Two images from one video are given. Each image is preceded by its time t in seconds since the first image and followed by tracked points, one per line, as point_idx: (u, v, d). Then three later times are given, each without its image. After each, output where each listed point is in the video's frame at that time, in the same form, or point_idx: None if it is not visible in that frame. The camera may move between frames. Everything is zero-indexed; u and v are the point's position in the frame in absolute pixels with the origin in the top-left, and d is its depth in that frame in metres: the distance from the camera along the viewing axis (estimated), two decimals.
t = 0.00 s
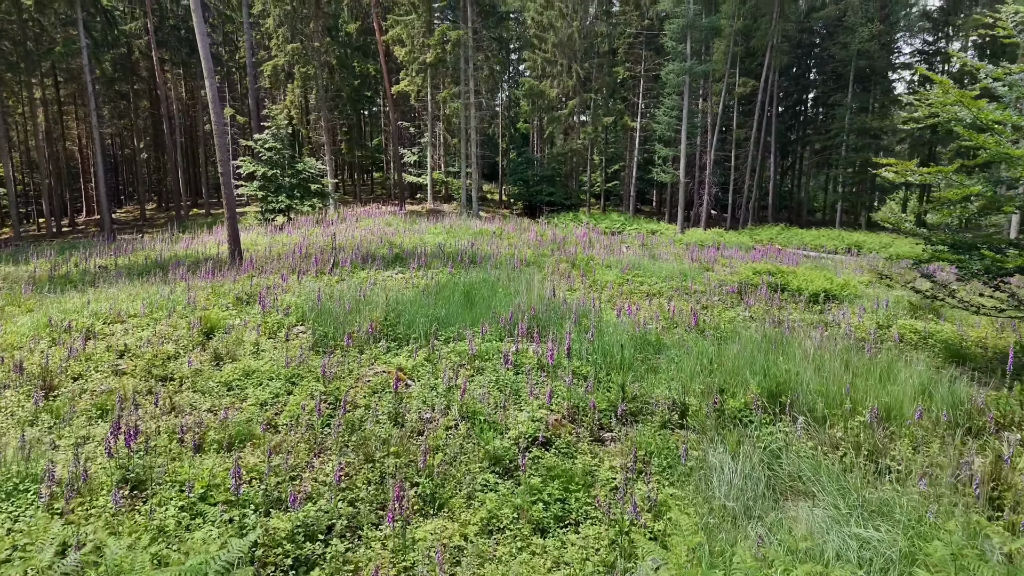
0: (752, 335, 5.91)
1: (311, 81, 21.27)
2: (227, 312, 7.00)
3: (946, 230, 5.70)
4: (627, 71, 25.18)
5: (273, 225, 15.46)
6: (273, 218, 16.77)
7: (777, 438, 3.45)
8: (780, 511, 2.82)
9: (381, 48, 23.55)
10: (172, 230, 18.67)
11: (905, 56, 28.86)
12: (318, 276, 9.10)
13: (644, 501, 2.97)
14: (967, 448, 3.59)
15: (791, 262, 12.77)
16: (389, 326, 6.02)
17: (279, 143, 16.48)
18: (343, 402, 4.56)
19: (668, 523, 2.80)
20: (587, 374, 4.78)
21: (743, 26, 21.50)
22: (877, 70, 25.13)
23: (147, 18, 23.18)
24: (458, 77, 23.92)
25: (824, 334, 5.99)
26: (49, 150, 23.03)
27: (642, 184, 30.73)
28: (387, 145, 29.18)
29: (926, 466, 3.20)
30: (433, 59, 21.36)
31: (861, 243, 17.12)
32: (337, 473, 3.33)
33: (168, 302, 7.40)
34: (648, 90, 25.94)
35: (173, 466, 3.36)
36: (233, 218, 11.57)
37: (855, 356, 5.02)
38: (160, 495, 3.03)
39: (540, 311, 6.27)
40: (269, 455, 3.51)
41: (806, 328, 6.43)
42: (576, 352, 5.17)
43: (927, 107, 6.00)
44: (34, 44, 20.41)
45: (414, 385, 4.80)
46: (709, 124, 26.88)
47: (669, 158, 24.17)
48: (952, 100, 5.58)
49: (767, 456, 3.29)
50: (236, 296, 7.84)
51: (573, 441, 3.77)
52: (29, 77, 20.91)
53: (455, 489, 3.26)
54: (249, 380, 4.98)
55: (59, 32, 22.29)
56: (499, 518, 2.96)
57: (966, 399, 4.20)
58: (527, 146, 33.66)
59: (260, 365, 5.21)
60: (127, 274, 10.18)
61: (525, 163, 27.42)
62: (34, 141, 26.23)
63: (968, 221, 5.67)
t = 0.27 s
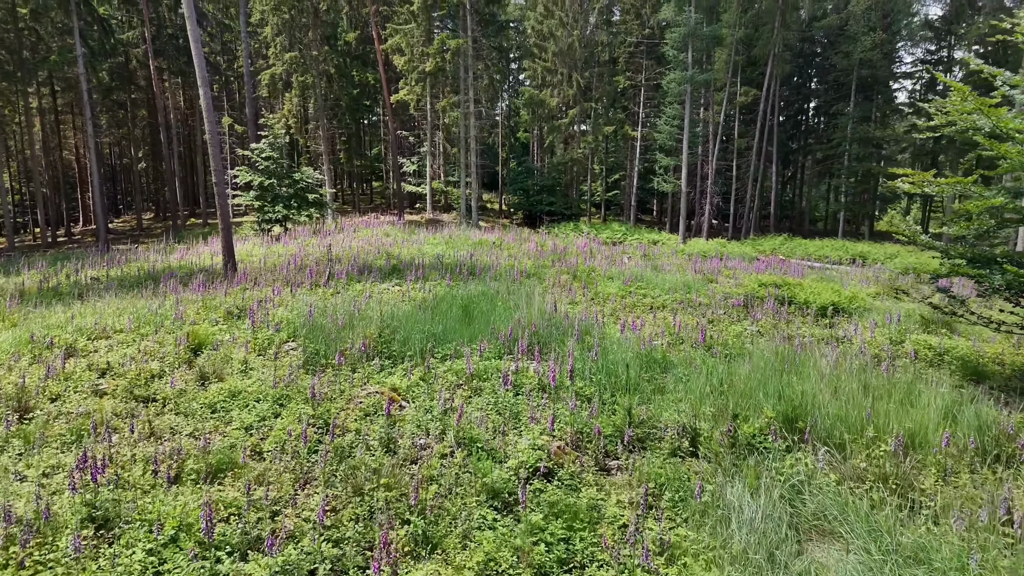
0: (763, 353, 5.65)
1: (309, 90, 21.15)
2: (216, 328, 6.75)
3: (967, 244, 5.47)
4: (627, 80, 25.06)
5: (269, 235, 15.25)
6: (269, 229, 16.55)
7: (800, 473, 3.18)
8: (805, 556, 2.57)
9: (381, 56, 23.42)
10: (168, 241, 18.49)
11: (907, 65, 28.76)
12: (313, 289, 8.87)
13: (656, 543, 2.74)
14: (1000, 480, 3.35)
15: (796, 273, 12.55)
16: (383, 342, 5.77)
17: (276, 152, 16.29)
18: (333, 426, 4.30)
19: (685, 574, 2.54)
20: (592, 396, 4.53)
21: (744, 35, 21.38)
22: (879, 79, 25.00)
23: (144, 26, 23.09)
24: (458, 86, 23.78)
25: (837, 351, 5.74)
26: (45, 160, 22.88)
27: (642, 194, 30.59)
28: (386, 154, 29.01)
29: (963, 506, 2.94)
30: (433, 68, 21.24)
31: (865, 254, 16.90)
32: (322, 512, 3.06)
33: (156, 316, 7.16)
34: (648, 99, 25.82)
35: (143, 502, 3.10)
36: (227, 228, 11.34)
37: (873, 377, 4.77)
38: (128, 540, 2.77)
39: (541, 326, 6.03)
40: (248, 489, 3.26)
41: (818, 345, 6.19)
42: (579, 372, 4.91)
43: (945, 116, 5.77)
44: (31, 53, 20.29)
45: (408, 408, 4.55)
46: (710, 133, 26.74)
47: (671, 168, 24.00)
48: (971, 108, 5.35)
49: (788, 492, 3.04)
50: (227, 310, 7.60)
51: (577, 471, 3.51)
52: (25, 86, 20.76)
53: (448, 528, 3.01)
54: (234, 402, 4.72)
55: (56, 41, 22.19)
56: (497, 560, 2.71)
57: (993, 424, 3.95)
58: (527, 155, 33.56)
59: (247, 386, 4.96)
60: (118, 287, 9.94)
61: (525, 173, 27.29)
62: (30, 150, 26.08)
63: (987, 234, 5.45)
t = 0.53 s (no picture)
0: (775, 372, 5.39)
1: (308, 99, 21.00)
2: (204, 344, 6.50)
3: (988, 257, 5.24)
4: (628, 89, 24.93)
5: (265, 246, 15.02)
6: (266, 239, 16.33)
7: (825, 512, 2.91)
8: None
9: (380, 65, 23.28)
10: (164, 251, 18.27)
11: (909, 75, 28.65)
12: (307, 302, 8.62)
13: None
14: None
15: (801, 285, 12.31)
16: (376, 360, 5.52)
17: (273, 161, 16.08)
18: (321, 453, 4.05)
19: None
20: (596, 420, 4.28)
21: (746, 44, 21.25)
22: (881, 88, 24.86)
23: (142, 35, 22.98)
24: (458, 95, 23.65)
25: (852, 370, 5.49)
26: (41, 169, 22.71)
27: (643, 203, 30.41)
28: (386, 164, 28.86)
29: (1007, 550, 2.68)
30: (432, 77, 21.10)
31: (870, 265, 16.68)
32: (303, 557, 2.80)
33: (143, 332, 6.90)
34: (650, 109, 25.68)
35: (107, 545, 2.83)
36: (221, 239, 11.11)
37: (891, 398, 4.53)
38: None
39: (542, 343, 5.79)
40: (224, 529, 2.99)
41: (830, 362, 5.94)
42: (582, 394, 4.66)
43: (964, 124, 5.54)
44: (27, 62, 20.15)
45: (402, 432, 4.30)
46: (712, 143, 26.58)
47: (672, 177, 23.83)
48: (992, 116, 5.13)
49: (815, 534, 2.77)
50: (217, 324, 7.35)
51: (581, 506, 3.24)
52: (21, 95, 20.60)
53: (442, 571, 2.76)
54: (217, 425, 4.46)
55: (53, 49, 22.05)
56: None
57: None
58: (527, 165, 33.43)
59: (232, 407, 4.70)
60: (108, 299, 9.70)
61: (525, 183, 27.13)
62: (26, 160, 25.91)
63: (1008, 247, 5.22)
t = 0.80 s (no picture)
0: (788, 391, 5.14)
1: (306, 108, 20.86)
2: (191, 360, 6.24)
3: (1011, 270, 5.01)
4: (628, 98, 24.80)
5: (261, 256, 14.79)
6: (262, 250, 16.09)
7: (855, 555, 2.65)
8: None
9: (379, 74, 23.15)
10: (160, 261, 18.06)
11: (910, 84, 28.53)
12: (301, 315, 8.38)
13: None
14: None
15: (807, 296, 12.07)
16: (369, 377, 5.27)
17: (270, 170, 15.88)
18: (307, 481, 3.80)
19: None
20: (600, 446, 4.03)
21: (747, 52, 21.13)
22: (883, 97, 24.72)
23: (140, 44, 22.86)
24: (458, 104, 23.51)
25: (868, 389, 5.24)
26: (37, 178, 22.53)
27: (644, 213, 30.23)
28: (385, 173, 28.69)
29: None
30: (432, 86, 20.96)
31: (875, 276, 16.45)
32: None
33: (129, 347, 6.66)
34: (650, 117, 25.54)
35: None
36: (215, 249, 10.87)
37: (913, 421, 4.28)
38: None
39: (543, 360, 5.53)
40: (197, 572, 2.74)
41: (844, 381, 5.70)
42: (585, 416, 4.41)
43: (985, 132, 5.33)
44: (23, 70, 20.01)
45: (394, 458, 4.05)
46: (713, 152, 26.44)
47: (673, 186, 23.64)
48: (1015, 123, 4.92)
49: None
50: (206, 339, 7.10)
51: (587, 545, 2.99)
52: (17, 103, 20.45)
53: None
54: (199, 450, 4.21)
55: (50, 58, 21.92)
56: None
57: None
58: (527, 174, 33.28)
59: (215, 430, 4.45)
60: (97, 312, 9.45)
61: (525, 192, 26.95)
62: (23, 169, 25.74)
63: None
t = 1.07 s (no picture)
0: (802, 409, 4.88)
1: (304, 114, 20.68)
2: (176, 374, 5.98)
3: None
4: (629, 104, 24.63)
5: (257, 264, 14.55)
6: (258, 257, 15.87)
7: None
8: None
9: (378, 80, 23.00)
10: (155, 268, 17.82)
11: (912, 90, 28.36)
12: (295, 326, 8.14)
13: None
14: None
15: (813, 305, 11.82)
16: (361, 394, 5.02)
17: (266, 177, 15.67)
18: (291, 509, 3.55)
19: None
20: (605, 470, 3.78)
21: (749, 58, 20.97)
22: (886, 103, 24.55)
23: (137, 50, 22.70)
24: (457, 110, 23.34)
25: (886, 406, 4.99)
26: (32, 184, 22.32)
27: (645, 220, 30.03)
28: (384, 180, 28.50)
29: None
30: (431, 92, 20.79)
31: (880, 284, 16.21)
32: None
33: (113, 360, 6.41)
34: (651, 124, 25.37)
35: None
36: (207, 257, 10.63)
37: (938, 442, 4.03)
38: None
39: (543, 374, 5.28)
40: None
41: (859, 396, 5.46)
42: (589, 437, 4.15)
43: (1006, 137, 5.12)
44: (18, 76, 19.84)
45: (385, 483, 3.79)
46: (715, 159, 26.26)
47: (675, 193, 23.44)
48: None
49: None
50: (195, 351, 6.85)
51: None
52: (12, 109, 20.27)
53: None
54: (177, 474, 3.95)
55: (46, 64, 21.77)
56: None
57: None
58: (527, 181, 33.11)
59: (196, 452, 4.19)
60: (85, 322, 9.20)
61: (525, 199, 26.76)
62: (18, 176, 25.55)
63: None
